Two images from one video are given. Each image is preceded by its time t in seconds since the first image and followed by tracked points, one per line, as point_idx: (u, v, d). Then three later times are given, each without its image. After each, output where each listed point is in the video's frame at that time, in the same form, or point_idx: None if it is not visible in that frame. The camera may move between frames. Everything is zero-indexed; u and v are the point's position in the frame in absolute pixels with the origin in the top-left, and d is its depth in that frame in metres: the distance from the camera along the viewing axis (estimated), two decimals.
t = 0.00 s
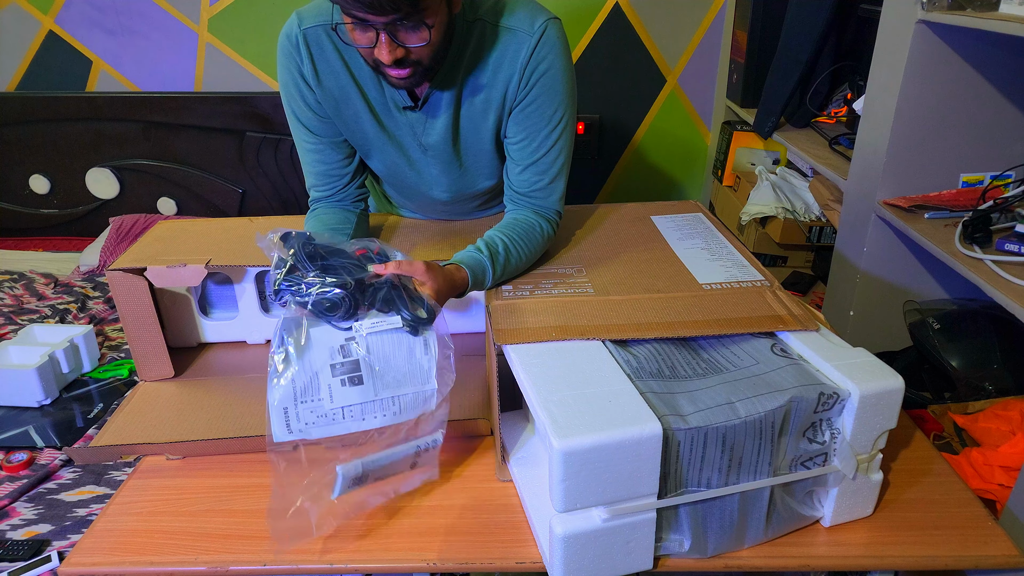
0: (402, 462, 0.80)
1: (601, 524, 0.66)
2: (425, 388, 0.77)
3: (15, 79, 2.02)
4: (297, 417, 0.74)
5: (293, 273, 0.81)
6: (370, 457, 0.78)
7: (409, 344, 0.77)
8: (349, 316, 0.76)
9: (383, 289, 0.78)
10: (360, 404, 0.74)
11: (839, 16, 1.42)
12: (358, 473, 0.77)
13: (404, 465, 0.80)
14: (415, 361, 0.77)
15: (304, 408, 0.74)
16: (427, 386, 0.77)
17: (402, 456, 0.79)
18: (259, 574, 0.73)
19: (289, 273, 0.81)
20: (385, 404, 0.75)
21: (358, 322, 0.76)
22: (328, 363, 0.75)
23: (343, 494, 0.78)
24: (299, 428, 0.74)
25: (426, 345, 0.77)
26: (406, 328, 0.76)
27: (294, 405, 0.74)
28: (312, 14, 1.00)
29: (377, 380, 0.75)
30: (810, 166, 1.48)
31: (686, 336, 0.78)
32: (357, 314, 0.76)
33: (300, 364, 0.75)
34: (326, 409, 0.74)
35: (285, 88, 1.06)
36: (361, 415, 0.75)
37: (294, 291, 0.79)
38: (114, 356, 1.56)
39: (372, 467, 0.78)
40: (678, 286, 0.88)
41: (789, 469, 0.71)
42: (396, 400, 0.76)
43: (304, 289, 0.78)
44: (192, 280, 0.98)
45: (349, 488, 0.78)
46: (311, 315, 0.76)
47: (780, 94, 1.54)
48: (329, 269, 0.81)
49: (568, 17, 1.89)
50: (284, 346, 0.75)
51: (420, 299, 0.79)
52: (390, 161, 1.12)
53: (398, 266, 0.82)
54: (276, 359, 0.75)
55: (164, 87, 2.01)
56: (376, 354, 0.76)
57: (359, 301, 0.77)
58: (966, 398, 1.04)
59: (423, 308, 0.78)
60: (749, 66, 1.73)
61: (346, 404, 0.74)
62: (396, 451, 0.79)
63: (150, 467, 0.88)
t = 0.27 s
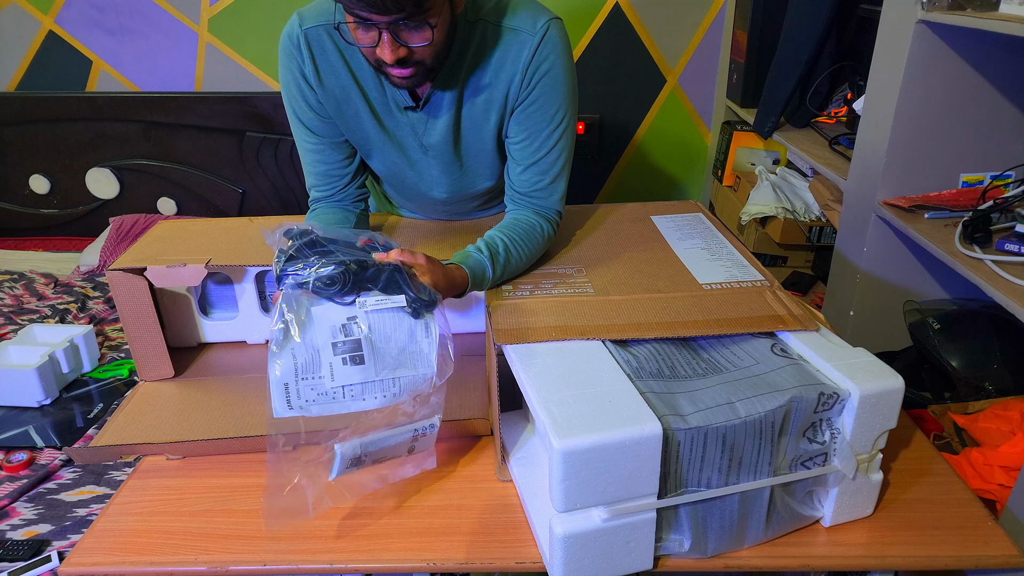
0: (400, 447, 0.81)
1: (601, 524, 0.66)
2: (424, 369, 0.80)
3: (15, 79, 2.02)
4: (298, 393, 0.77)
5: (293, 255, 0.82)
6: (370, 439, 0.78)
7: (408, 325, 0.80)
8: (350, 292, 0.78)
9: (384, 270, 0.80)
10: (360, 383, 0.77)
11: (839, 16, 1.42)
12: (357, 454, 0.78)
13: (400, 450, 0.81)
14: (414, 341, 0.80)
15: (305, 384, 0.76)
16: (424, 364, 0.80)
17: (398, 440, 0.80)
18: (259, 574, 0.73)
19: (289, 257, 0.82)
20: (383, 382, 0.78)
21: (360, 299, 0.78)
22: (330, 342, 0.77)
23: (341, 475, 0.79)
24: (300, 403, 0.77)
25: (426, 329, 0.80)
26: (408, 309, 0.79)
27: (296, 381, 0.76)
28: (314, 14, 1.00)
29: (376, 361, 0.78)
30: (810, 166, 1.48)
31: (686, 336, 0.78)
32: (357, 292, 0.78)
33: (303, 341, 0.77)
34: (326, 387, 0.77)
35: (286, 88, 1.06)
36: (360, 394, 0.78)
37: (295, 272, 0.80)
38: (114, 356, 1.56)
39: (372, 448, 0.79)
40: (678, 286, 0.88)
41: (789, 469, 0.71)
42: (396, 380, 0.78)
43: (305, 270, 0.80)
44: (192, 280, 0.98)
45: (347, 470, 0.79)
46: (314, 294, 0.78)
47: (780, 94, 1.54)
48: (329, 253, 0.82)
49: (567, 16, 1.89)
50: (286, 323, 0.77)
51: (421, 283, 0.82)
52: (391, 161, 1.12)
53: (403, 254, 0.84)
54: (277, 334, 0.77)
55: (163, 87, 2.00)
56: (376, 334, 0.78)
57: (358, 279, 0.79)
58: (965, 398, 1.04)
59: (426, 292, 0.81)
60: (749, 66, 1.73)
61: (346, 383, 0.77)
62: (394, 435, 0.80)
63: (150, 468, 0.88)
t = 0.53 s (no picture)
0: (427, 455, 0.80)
1: (601, 524, 0.66)
2: (436, 373, 0.78)
3: (15, 79, 2.02)
4: (317, 417, 0.74)
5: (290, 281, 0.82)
6: (397, 452, 0.77)
7: (415, 332, 0.79)
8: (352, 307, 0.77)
9: (383, 281, 0.81)
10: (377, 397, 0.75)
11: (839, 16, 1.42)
12: (387, 469, 0.76)
13: (428, 457, 0.80)
14: (423, 346, 0.79)
15: (323, 408, 0.74)
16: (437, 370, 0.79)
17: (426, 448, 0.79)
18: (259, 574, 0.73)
19: (287, 280, 0.82)
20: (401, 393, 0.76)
21: (363, 313, 0.77)
22: (340, 361, 0.75)
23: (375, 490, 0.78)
24: (321, 428, 0.75)
25: (433, 332, 0.79)
26: (412, 315, 0.79)
27: (314, 405, 0.74)
28: (315, 14, 1.00)
29: (390, 371, 0.76)
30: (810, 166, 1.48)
31: (686, 336, 0.78)
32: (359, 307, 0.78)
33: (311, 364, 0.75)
34: (344, 406, 0.75)
35: (287, 88, 1.06)
36: (380, 409, 0.76)
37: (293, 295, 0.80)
38: (114, 356, 1.56)
39: (401, 461, 0.77)
40: (678, 286, 0.88)
41: (789, 469, 0.71)
42: (411, 388, 0.77)
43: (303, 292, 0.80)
44: (192, 280, 0.98)
45: (381, 484, 0.78)
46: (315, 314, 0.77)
47: (780, 94, 1.54)
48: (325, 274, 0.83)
49: (567, 16, 1.89)
50: (292, 351, 0.76)
51: (422, 288, 0.83)
52: (391, 162, 1.12)
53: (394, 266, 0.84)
54: (286, 362, 0.76)
55: (163, 87, 2.00)
56: (386, 345, 0.77)
57: (359, 292, 0.79)
58: (966, 398, 1.04)
59: (427, 296, 0.81)
60: (749, 66, 1.73)
61: (363, 399, 0.75)
62: (419, 444, 0.78)
63: (150, 468, 0.88)
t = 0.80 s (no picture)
0: (455, 472, 0.79)
1: (601, 524, 0.66)
2: (439, 398, 0.76)
3: (15, 79, 2.03)
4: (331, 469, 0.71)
5: (274, 331, 0.75)
6: (421, 478, 0.76)
7: (413, 363, 0.75)
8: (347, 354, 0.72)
9: (370, 315, 0.75)
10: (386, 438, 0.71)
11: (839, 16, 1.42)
12: (416, 498, 0.76)
13: (456, 472, 0.80)
14: (423, 374, 0.75)
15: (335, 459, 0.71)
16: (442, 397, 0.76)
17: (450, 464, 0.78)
18: (259, 574, 0.73)
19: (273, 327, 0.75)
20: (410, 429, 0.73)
21: (360, 357, 0.73)
22: (343, 410, 0.71)
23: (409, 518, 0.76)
24: (337, 480, 0.71)
25: (429, 357, 0.76)
26: (406, 346, 0.74)
27: (325, 458, 0.71)
28: (316, 14, 1.00)
29: (394, 407, 0.73)
30: (810, 166, 1.48)
31: (686, 336, 0.78)
32: (354, 352, 0.73)
33: (315, 417, 0.72)
34: (355, 453, 0.71)
35: (288, 88, 1.06)
36: (391, 448, 0.72)
37: (282, 348, 0.73)
38: (114, 356, 1.56)
39: (428, 486, 0.77)
40: (678, 286, 0.88)
41: (789, 469, 0.71)
42: (416, 420, 0.74)
43: (291, 343, 0.73)
44: (192, 280, 0.98)
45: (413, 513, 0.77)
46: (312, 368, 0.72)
47: (780, 94, 1.54)
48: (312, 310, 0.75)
49: (567, 16, 1.89)
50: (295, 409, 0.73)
51: (409, 312, 0.77)
52: (391, 162, 1.12)
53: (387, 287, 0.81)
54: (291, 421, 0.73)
55: (163, 87, 2.00)
56: (387, 383, 0.73)
57: (351, 335, 0.73)
58: (966, 398, 1.05)
59: (417, 322, 0.76)
60: (749, 66, 1.73)
61: (372, 443, 0.71)
62: (441, 464, 0.78)
63: (150, 467, 0.88)
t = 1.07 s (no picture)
0: (466, 478, 0.83)
1: (601, 524, 0.66)
2: (456, 407, 0.76)
3: (15, 79, 2.03)
4: (364, 492, 0.70)
5: (288, 368, 0.76)
6: (441, 484, 0.79)
7: (428, 378, 0.76)
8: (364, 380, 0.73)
9: (379, 336, 0.77)
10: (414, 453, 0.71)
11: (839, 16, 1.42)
12: (441, 505, 0.79)
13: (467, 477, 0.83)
14: (438, 386, 0.76)
15: (367, 482, 0.70)
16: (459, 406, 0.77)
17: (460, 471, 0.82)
18: (259, 574, 0.73)
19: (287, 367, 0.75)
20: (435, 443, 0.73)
21: (376, 380, 0.74)
22: (368, 434, 0.71)
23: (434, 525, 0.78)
24: (372, 502, 0.70)
25: (442, 370, 0.78)
26: (419, 361, 0.76)
27: (356, 483, 0.70)
28: (316, 14, 1.00)
29: (416, 421, 0.73)
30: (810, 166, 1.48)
31: (686, 336, 0.78)
32: (369, 377, 0.74)
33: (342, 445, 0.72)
34: (387, 472, 0.71)
35: (288, 88, 1.06)
36: (421, 463, 0.72)
37: (299, 384, 0.74)
38: (114, 356, 1.56)
39: (448, 492, 0.80)
40: (678, 286, 0.88)
41: (789, 469, 0.71)
42: (439, 431, 0.74)
43: (307, 377, 0.74)
44: (193, 280, 0.98)
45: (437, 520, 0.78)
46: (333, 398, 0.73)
47: (780, 94, 1.54)
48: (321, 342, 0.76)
49: (567, 17, 1.89)
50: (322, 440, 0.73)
51: (415, 326, 0.79)
52: (391, 163, 1.12)
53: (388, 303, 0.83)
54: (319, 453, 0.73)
55: (163, 87, 2.01)
56: (406, 399, 0.74)
57: (363, 361, 0.74)
58: (966, 398, 1.04)
59: (424, 335, 0.78)
60: (749, 66, 1.73)
61: (401, 460, 0.71)
62: (454, 470, 0.82)
63: (150, 467, 0.88)
